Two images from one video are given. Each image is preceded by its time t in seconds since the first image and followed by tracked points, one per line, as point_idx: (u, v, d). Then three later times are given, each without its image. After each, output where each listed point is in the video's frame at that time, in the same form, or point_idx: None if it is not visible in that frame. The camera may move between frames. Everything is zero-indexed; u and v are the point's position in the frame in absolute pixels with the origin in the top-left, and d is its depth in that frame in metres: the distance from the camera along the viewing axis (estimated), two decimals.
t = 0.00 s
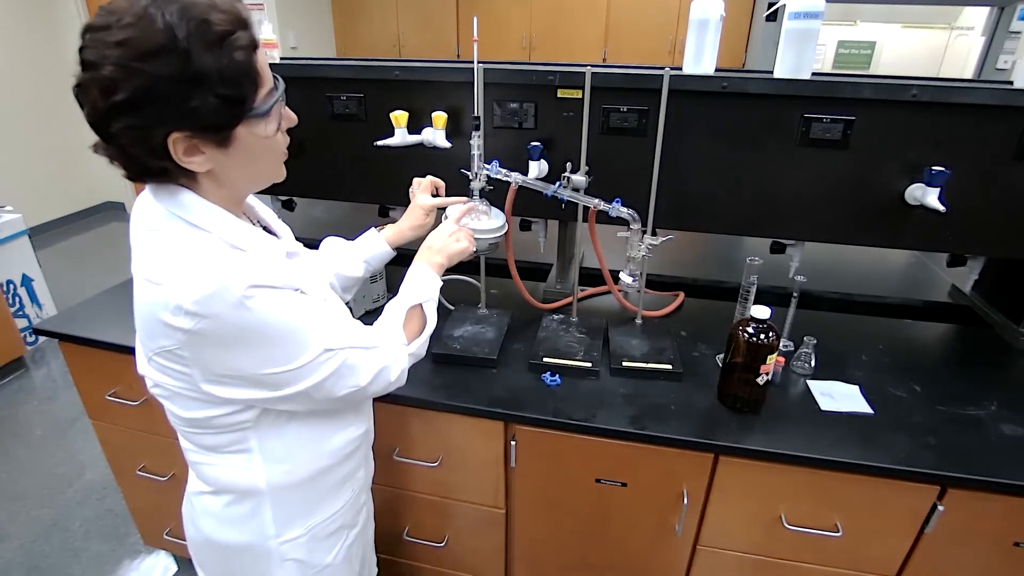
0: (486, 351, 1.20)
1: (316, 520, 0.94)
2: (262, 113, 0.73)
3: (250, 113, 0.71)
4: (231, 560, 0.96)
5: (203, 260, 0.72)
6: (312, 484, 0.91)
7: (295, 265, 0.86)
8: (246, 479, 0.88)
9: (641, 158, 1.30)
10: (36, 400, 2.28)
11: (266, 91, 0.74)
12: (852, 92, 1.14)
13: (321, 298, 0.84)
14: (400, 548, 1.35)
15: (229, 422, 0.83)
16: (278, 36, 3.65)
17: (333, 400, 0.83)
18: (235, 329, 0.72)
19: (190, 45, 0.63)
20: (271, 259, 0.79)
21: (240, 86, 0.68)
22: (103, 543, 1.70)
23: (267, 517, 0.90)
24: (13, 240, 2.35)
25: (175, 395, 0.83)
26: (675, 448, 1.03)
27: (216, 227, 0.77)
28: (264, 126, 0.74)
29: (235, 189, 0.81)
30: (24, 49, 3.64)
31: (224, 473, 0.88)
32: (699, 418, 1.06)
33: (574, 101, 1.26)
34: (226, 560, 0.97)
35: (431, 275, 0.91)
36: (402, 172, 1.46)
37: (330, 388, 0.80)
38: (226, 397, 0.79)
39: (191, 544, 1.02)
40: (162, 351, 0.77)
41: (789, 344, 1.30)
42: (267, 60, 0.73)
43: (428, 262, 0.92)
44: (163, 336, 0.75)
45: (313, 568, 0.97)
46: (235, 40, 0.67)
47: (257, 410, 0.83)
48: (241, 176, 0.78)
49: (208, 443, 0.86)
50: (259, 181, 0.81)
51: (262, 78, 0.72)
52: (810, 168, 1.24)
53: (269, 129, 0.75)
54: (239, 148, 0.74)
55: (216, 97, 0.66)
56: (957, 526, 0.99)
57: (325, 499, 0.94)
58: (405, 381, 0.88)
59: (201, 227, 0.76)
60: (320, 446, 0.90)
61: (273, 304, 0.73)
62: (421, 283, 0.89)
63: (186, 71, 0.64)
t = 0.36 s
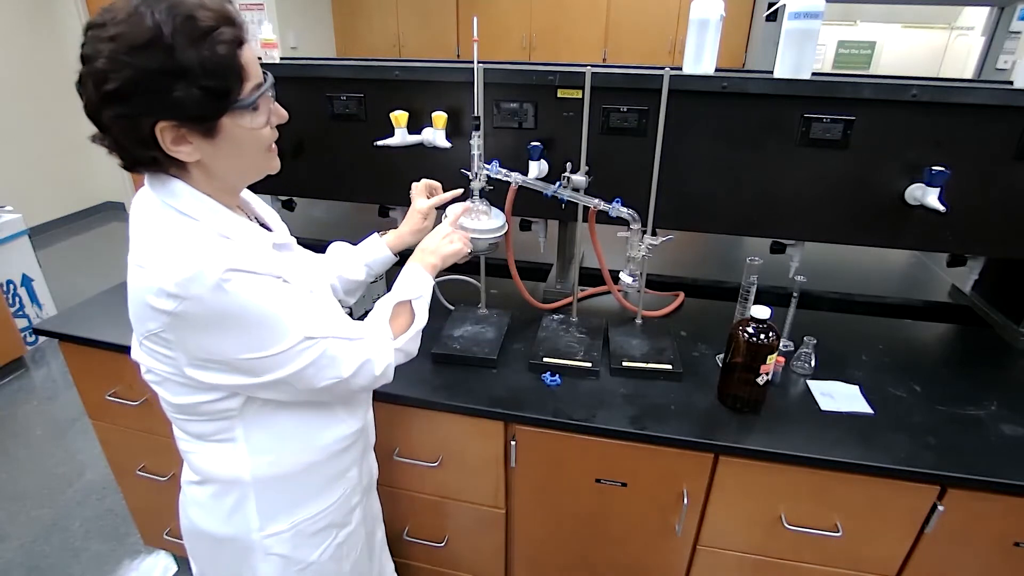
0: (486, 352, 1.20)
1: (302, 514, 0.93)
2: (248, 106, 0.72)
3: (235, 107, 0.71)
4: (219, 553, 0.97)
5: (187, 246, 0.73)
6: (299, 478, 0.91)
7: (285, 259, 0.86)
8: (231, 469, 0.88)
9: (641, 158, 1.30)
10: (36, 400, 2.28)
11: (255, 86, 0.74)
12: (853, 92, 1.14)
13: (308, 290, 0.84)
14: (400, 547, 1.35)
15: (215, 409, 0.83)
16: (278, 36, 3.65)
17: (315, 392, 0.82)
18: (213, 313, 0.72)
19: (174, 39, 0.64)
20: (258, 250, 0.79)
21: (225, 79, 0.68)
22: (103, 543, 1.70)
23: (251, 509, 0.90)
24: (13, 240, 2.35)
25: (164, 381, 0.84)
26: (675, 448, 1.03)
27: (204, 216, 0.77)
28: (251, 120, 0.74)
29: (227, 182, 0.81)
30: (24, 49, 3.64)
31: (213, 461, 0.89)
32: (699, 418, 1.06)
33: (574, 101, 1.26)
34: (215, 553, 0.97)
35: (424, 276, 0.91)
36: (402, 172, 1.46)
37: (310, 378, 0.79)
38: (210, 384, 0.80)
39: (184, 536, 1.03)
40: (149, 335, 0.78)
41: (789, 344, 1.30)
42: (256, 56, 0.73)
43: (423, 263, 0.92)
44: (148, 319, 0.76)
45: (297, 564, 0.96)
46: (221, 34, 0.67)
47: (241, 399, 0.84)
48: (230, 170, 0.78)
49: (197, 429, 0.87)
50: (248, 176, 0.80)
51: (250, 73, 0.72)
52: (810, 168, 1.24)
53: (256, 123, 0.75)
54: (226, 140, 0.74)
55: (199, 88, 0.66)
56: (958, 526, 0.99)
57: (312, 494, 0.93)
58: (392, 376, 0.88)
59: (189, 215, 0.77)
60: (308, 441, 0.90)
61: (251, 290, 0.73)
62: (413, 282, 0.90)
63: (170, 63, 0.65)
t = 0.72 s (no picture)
0: (486, 352, 1.20)
1: (299, 510, 0.93)
2: (238, 101, 0.72)
3: (225, 101, 0.71)
4: (217, 549, 0.97)
5: (177, 237, 0.73)
6: (294, 474, 0.91)
7: (279, 255, 0.86)
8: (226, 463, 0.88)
9: (641, 158, 1.30)
10: (36, 400, 2.28)
11: (246, 83, 0.74)
12: (853, 93, 1.14)
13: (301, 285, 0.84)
14: (400, 547, 1.35)
15: (209, 403, 0.84)
16: (278, 35, 3.65)
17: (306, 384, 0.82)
18: (201, 303, 0.72)
19: (165, 32, 0.65)
20: (250, 244, 0.79)
21: (215, 73, 0.68)
22: (103, 543, 1.70)
23: (247, 504, 0.91)
24: (13, 240, 2.35)
25: (159, 375, 0.85)
26: (675, 448, 1.03)
27: (194, 210, 0.78)
28: (242, 116, 0.74)
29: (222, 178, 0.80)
30: (24, 49, 3.64)
31: (210, 454, 0.89)
32: (699, 418, 1.06)
33: (574, 101, 1.26)
34: (213, 549, 0.97)
35: (422, 276, 0.91)
36: (402, 171, 1.46)
37: (300, 370, 0.79)
38: (202, 377, 0.81)
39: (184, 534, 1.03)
40: (143, 329, 0.79)
41: (789, 344, 1.30)
42: (248, 53, 0.74)
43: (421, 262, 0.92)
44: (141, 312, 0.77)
45: (294, 562, 0.96)
46: (211, 29, 0.68)
47: (234, 392, 0.84)
48: (222, 167, 0.78)
49: (192, 423, 0.87)
50: (241, 172, 0.80)
51: (241, 70, 0.72)
52: (810, 168, 1.24)
53: (247, 119, 0.75)
54: (217, 135, 0.74)
55: (188, 82, 0.67)
56: (958, 527, 0.99)
57: (309, 490, 0.93)
58: (386, 372, 0.87)
59: (180, 208, 0.77)
60: (304, 436, 0.90)
61: (239, 281, 0.73)
62: (411, 279, 0.90)
63: (160, 56, 0.65)
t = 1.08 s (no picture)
0: (486, 352, 1.20)
1: (300, 507, 0.93)
2: (239, 99, 0.72)
3: (226, 99, 0.71)
4: (217, 548, 0.97)
5: (178, 232, 0.73)
6: (295, 472, 0.91)
7: (280, 253, 0.86)
8: (226, 460, 0.88)
9: (641, 158, 1.30)
10: (36, 400, 2.28)
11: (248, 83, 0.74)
12: (853, 93, 1.14)
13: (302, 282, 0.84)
14: (400, 547, 1.35)
15: (210, 400, 0.84)
16: (278, 35, 3.65)
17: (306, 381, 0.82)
18: (201, 297, 0.72)
19: (169, 27, 0.65)
20: (251, 240, 0.79)
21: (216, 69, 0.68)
22: (103, 543, 1.70)
23: (247, 501, 0.91)
24: (13, 240, 2.35)
25: (160, 372, 0.85)
26: (675, 448, 1.03)
27: (195, 206, 0.78)
28: (242, 114, 0.74)
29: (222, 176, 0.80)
30: (24, 50, 3.64)
31: (212, 451, 0.89)
32: (699, 418, 1.06)
33: (574, 101, 1.26)
34: (214, 548, 0.97)
35: (422, 275, 0.91)
36: (402, 171, 1.46)
37: (300, 365, 0.79)
38: (203, 373, 0.81)
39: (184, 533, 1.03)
40: (145, 325, 0.79)
41: (789, 344, 1.30)
42: (252, 54, 0.74)
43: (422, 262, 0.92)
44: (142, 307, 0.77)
45: (295, 560, 0.95)
46: (215, 27, 0.68)
47: (235, 388, 0.84)
48: (221, 164, 0.78)
49: (192, 420, 0.88)
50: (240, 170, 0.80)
51: (243, 68, 0.73)
52: (810, 168, 1.24)
53: (247, 117, 0.75)
54: (217, 131, 0.74)
55: (188, 76, 0.67)
56: (958, 527, 0.99)
57: (310, 488, 0.93)
58: (386, 369, 0.87)
59: (182, 204, 0.77)
60: (304, 434, 0.90)
61: (239, 275, 0.73)
62: (411, 279, 0.90)
63: (162, 49, 0.66)
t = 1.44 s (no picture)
0: (486, 352, 1.20)
1: (299, 507, 0.93)
2: (245, 101, 0.72)
3: (232, 99, 0.71)
4: (215, 547, 0.97)
5: (180, 229, 0.73)
6: (293, 472, 0.91)
7: (281, 253, 0.86)
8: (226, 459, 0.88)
9: (641, 158, 1.30)
10: (36, 400, 2.28)
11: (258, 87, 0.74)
12: (853, 92, 1.14)
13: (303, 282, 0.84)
14: (400, 547, 1.35)
15: (210, 399, 0.84)
16: (278, 35, 3.65)
17: (306, 380, 0.82)
18: (203, 295, 0.72)
19: (184, 24, 0.66)
20: (253, 239, 0.79)
21: (224, 68, 0.68)
22: (103, 544, 1.70)
23: (246, 501, 0.91)
24: (13, 240, 2.35)
25: (160, 370, 0.85)
26: (675, 448, 1.03)
27: (198, 203, 0.78)
28: (247, 116, 0.74)
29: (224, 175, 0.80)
30: (24, 50, 3.64)
31: (212, 450, 0.89)
32: (699, 418, 1.06)
33: (574, 101, 1.26)
34: (212, 547, 0.97)
35: (422, 276, 0.91)
36: (402, 171, 1.46)
37: (300, 364, 0.78)
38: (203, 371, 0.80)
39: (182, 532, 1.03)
40: (146, 322, 0.79)
41: (789, 344, 1.30)
42: (265, 59, 0.74)
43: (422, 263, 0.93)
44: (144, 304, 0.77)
45: (293, 560, 0.95)
46: (229, 28, 0.68)
47: (235, 387, 0.84)
48: (222, 163, 0.78)
49: (192, 418, 0.88)
50: (241, 172, 0.80)
51: (255, 72, 0.73)
52: (810, 167, 1.24)
53: (252, 120, 0.74)
54: (220, 130, 0.73)
55: (194, 72, 0.67)
56: (958, 527, 0.99)
57: (308, 488, 0.93)
58: (386, 371, 0.87)
59: (185, 201, 0.77)
60: (303, 435, 0.90)
61: (241, 274, 0.73)
62: (410, 280, 0.90)
63: (172, 44, 0.66)
